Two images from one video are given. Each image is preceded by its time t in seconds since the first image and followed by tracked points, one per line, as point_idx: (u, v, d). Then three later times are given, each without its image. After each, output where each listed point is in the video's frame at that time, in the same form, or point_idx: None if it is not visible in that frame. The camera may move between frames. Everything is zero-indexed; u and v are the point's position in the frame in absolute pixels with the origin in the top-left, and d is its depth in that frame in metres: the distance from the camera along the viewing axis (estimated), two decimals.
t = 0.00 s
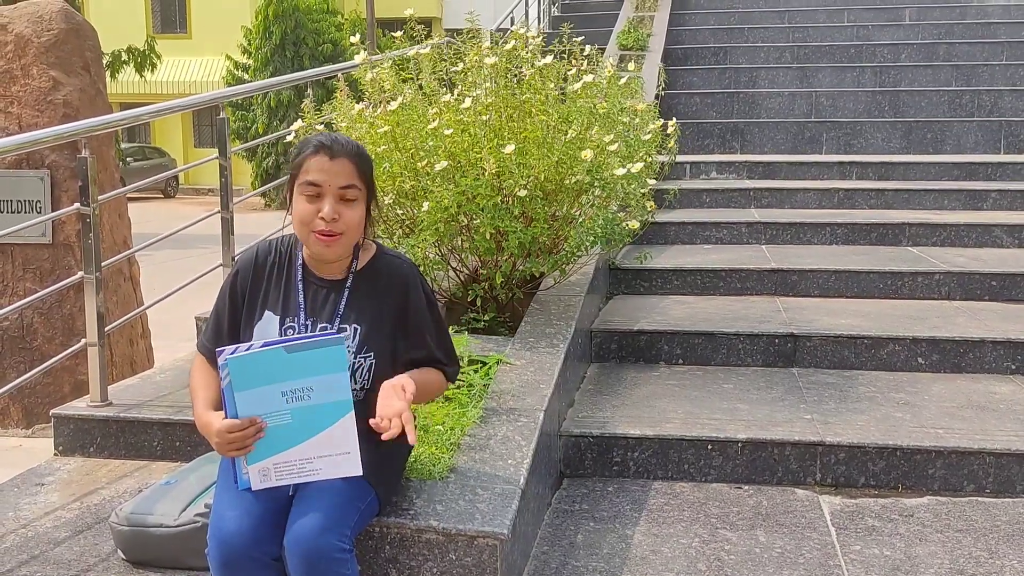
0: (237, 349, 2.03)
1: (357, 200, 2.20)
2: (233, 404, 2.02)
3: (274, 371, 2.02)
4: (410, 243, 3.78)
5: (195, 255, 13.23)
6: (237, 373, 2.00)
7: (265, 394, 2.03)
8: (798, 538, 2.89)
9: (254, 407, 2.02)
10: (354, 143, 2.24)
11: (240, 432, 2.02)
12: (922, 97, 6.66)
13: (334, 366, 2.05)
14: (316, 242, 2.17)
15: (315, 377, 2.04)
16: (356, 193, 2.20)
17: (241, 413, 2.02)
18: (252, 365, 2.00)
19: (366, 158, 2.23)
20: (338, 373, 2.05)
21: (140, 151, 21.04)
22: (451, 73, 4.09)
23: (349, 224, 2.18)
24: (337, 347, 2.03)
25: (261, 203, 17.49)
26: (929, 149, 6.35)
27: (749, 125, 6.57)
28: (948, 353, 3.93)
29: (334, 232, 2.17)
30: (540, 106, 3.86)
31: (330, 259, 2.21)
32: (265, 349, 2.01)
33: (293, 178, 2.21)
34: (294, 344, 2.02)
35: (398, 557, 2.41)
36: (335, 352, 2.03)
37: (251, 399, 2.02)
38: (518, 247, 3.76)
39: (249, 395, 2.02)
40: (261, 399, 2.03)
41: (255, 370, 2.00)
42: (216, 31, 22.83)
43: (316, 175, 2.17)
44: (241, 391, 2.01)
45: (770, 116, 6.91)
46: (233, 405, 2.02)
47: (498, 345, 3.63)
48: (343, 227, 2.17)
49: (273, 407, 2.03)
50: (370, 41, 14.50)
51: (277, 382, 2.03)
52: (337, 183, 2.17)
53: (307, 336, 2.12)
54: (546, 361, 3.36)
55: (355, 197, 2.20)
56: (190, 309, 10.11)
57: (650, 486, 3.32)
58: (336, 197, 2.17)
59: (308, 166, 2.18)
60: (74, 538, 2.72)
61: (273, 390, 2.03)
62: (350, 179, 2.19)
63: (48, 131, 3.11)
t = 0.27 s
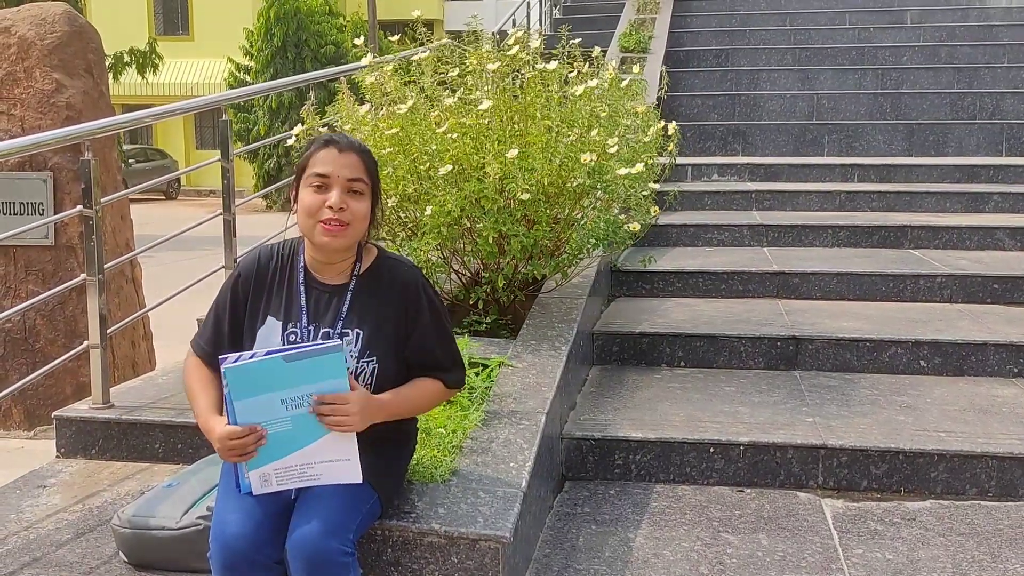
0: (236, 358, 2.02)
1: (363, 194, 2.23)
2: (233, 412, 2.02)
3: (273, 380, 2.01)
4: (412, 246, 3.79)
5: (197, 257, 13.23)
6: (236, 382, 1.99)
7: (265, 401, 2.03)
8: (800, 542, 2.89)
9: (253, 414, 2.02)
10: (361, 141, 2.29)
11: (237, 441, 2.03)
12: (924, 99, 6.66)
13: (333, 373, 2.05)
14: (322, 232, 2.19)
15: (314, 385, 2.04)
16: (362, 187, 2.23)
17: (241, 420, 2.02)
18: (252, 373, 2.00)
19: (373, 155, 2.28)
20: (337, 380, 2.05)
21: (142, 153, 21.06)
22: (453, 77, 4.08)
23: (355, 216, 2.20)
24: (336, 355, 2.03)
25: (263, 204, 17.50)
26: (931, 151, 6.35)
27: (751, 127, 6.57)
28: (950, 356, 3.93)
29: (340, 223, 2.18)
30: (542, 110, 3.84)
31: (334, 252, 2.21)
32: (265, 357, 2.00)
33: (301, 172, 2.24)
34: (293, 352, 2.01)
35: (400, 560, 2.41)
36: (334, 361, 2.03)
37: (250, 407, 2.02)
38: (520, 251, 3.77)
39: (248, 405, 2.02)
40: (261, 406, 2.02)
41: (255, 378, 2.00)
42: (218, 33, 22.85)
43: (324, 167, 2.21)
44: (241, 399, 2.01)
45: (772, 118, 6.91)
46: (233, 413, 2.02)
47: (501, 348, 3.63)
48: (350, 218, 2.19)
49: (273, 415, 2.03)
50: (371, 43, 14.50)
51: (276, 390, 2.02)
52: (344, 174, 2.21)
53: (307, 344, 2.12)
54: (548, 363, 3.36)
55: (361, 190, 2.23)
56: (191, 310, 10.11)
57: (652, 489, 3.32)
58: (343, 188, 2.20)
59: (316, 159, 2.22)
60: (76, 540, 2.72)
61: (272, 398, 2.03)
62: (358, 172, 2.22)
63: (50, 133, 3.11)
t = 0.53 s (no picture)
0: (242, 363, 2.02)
1: (361, 198, 2.23)
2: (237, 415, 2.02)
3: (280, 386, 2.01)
4: (412, 247, 3.78)
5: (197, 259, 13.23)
6: (242, 386, 1.99)
7: (270, 406, 2.02)
8: (800, 543, 2.89)
9: (258, 418, 2.02)
10: (357, 144, 2.29)
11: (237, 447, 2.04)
12: (924, 100, 6.66)
13: (340, 381, 2.04)
14: (321, 237, 2.19)
15: (320, 392, 2.03)
16: (359, 191, 2.23)
17: (246, 424, 2.02)
18: (257, 378, 1.99)
19: (371, 158, 2.28)
20: (344, 388, 2.04)
21: (143, 154, 21.06)
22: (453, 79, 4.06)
23: (354, 220, 2.20)
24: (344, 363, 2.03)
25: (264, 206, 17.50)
26: (932, 152, 6.35)
27: (751, 129, 6.57)
28: (950, 357, 3.93)
29: (338, 227, 2.18)
30: (542, 111, 3.84)
31: (335, 256, 2.21)
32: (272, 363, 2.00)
33: (299, 177, 2.25)
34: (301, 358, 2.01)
35: (399, 562, 2.41)
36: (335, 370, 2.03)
37: (255, 411, 2.02)
38: (519, 253, 3.77)
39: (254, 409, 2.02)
40: (266, 411, 2.02)
41: (261, 383, 2.00)
42: (218, 34, 22.86)
43: (320, 172, 2.21)
44: (247, 403, 2.01)
45: (772, 119, 6.91)
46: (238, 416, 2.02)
47: (500, 350, 3.63)
48: (348, 222, 2.19)
49: (278, 419, 2.03)
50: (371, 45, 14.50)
51: (281, 395, 2.02)
52: (340, 179, 2.21)
53: (308, 352, 2.12)
54: (548, 365, 3.36)
55: (359, 194, 2.23)
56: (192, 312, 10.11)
57: (652, 491, 3.32)
58: (339, 193, 2.21)
59: (312, 164, 2.22)
60: (76, 542, 2.72)
61: (278, 403, 2.02)
62: (354, 176, 2.22)
63: (50, 135, 3.11)
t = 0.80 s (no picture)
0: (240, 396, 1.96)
1: (357, 193, 2.23)
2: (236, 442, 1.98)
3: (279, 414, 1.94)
4: (411, 247, 3.78)
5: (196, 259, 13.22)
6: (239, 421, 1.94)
7: (269, 434, 1.97)
8: (798, 542, 2.89)
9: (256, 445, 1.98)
10: (353, 139, 2.28)
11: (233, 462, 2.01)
12: (922, 99, 6.66)
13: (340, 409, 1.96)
14: (318, 233, 2.19)
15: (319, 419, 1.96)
16: (355, 186, 2.23)
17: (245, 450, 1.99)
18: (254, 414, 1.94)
19: (366, 153, 2.27)
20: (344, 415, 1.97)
21: (142, 154, 21.06)
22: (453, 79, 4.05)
23: (350, 215, 2.20)
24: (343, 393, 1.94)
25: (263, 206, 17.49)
26: (930, 151, 6.35)
27: (749, 128, 6.57)
28: (948, 356, 3.93)
29: (335, 223, 2.19)
30: (540, 112, 3.83)
31: (333, 251, 2.22)
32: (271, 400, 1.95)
33: (295, 174, 2.25)
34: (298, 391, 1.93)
35: (397, 562, 2.40)
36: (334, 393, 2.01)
37: (254, 440, 1.97)
38: (518, 253, 3.77)
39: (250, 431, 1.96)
40: (264, 439, 1.97)
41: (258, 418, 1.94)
42: (217, 34, 22.85)
43: (316, 168, 2.21)
44: (245, 434, 1.96)
45: (771, 118, 6.91)
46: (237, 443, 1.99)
47: (498, 349, 3.62)
48: (345, 217, 2.19)
49: (276, 444, 1.98)
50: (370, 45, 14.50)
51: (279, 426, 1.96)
52: (336, 175, 2.21)
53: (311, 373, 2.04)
54: (546, 365, 3.36)
55: (355, 189, 2.23)
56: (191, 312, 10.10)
57: (651, 490, 3.32)
58: (336, 189, 2.21)
59: (308, 161, 2.22)
60: (73, 542, 2.71)
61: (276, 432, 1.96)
62: (350, 172, 2.22)
63: (46, 135, 3.10)
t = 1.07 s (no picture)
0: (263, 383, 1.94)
1: (355, 184, 2.23)
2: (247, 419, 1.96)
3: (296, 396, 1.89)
4: (410, 246, 3.79)
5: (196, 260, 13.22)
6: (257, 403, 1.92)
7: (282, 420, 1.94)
8: (798, 541, 2.89)
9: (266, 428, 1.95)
10: (350, 130, 2.27)
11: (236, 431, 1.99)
12: (922, 99, 6.66)
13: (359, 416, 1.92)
14: (317, 225, 2.20)
15: (336, 421, 1.92)
16: (353, 177, 2.23)
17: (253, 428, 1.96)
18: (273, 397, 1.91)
19: (363, 144, 2.26)
20: (363, 422, 1.93)
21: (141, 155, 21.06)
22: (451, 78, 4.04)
23: (348, 206, 2.21)
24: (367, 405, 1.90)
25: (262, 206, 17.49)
26: (930, 151, 6.35)
27: (749, 128, 6.57)
28: (948, 355, 3.93)
29: (333, 215, 2.19)
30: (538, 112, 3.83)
31: (332, 241, 2.23)
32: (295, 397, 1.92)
33: (293, 166, 2.25)
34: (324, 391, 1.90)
35: (397, 561, 2.40)
36: (345, 397, 2.01)
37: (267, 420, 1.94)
38: (518, 253, 3.77)
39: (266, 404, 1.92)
40: (276, 424, 1.94)
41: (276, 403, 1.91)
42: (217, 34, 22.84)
43: (314, 161, 2.20)
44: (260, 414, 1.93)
45: (770, 118, 6.91)
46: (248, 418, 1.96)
47: (498, 349, 3.62)
48: (344, 209, 2.20)
49: (287, 434, 1.94)
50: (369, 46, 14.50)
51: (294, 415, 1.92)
52: (334, 168, 2.20)
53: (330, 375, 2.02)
54: (545, 364, 3.36)
55: (353, 180, 2.23)
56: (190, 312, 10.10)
57: (650, 489, 3.32)
58: (334, 181, 2.20)
59: (305, 154, 2.21)
60: (73, 542, 2.71)
61: (289, 421, 1.93)
62: (347, 164, 2.21)
63: (45, 135, 3.10)
